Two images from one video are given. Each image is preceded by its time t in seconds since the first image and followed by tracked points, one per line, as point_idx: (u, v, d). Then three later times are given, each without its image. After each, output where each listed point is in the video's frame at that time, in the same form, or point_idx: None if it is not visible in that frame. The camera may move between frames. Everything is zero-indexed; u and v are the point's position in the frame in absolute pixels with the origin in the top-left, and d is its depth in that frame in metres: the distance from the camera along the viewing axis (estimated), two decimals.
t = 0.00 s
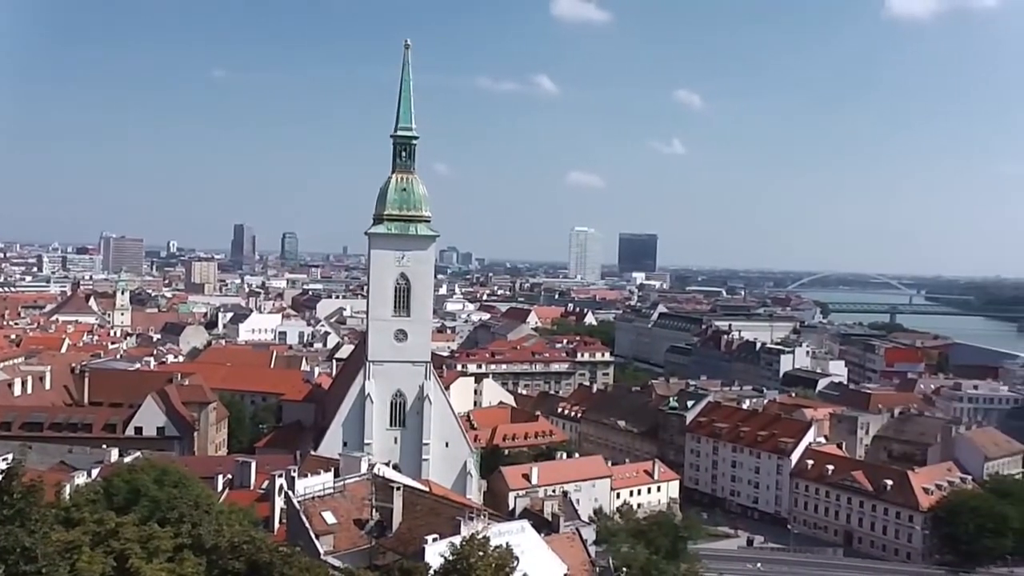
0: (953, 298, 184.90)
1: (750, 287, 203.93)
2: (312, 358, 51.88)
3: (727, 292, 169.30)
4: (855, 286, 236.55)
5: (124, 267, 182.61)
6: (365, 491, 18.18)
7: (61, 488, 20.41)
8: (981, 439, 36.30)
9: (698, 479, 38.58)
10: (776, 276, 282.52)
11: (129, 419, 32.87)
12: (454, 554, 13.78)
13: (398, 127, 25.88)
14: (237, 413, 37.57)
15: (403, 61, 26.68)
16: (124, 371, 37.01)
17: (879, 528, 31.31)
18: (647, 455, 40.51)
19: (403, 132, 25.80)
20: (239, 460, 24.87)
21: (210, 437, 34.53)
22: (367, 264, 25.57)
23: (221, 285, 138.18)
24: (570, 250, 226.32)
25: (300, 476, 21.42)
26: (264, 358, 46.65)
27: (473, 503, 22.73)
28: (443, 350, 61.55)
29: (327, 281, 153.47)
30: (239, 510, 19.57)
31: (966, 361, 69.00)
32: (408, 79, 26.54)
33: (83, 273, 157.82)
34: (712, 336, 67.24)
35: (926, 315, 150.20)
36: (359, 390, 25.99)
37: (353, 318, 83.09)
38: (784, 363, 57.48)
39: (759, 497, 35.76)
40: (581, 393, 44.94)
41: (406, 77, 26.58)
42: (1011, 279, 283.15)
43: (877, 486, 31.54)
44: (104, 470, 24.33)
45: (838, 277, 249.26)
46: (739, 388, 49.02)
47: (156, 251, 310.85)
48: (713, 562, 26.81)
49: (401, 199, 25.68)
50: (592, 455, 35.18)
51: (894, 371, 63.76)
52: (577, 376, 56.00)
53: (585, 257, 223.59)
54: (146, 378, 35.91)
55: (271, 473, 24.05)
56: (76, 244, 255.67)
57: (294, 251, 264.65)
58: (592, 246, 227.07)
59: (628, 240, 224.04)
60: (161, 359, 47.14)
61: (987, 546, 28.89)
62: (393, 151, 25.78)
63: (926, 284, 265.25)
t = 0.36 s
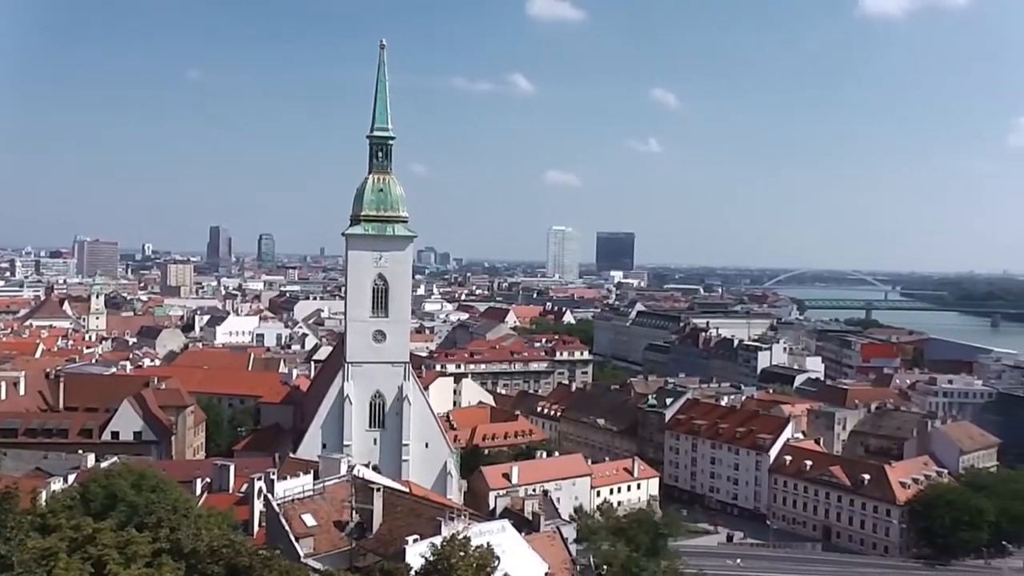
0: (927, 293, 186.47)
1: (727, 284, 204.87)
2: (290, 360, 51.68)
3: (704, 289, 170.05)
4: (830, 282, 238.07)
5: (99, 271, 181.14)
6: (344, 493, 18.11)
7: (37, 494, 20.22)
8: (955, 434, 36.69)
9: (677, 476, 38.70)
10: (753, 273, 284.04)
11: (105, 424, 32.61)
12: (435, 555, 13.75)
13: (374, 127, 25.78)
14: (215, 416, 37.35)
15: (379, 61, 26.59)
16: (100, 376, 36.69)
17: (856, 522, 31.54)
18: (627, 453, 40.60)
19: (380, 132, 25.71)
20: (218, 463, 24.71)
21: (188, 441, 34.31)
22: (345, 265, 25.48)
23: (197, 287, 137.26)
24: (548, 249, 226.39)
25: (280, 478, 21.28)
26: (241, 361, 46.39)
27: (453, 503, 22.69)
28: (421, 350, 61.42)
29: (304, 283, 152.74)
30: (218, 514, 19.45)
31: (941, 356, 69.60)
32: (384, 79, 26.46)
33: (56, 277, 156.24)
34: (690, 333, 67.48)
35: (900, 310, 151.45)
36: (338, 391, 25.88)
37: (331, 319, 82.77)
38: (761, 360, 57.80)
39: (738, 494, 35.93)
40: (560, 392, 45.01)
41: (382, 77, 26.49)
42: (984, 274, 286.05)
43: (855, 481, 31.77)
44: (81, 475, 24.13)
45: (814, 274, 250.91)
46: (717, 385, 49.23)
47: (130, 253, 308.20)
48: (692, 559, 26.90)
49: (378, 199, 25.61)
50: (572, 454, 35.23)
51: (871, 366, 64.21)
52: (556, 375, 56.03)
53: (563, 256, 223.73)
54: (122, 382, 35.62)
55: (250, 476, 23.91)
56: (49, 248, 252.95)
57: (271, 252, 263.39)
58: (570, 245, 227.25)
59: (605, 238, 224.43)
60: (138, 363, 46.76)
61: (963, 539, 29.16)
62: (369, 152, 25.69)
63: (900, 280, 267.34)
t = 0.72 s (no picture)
0: (900, 292, 187.95)
1: (703, 283, 205.63)
2: (266, 359, 51.40)
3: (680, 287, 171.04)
4: (805, 281, 239.55)
5: (71, 271, 179.24)
6: (321, 493, 18.01)
7: (8, 496, 19.98)
8: (928, 431, 37.05)
9: (653, 475, 38.80)
10: (728, 272, 285.56)
11: (78, 425, 32.29)
12: (412, 555, 13.72)
13: (349, 126, 25.66)
14: (189, 417, 37.07)
15: (355, 60, 26.46)
16: (73, 376, 36.29)
17: (831, 519, 31.75)
18: (603, 451, 40.64)
19: (355, 131, 25.59)
20: (192, 464, 24.51)
21: (162, 442, 34.04)
22: (321, 264, 25.38)
23: (171, 287, 136.14)
24: (524, 249, 226.36)
25: (255, 479, 21.13)
26: (216, 361, 46.05)
27: (430, 503, 22.64)
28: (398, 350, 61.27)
29: (279, 282, 151.88)
30: (192, 515, 19.30)
31: (914, 353, 70.18)
32: (360, 78, 26.34)
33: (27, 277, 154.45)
34: (666, 332, 67.70)
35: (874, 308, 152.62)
36: (314, 391, 25.76)
37: (306, 319, 82.38)
38: (736, 358, 58.09)
39: (714, 491, 36.08)
40: (537, 391, 45.03)
41: (358, 76, 26.38)
42: (956, 272, 288.84)
43: (829, 478, 31.97)
44: (53, 477, 23.85)
45: (788, 272, 252.57)
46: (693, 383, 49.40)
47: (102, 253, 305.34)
48: (669, 557, 26.97)
49: (354, 198, 25.50)
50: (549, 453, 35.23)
51: (845, 364, 64.67)
52: (533, 374, 56.04)
53: (539, 256, 223.80)
54: (95, 383, 35.27)
55: (226, 477, 23.74)
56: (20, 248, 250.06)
57: (246, 251, 261.84)
58: (546, 244, 227.37)
59: (582, 237, 224.75)
60: (111, 364, 46.30)
61: (935, 535, 29.47)
62: (345, 151, 25.57)
63: (874, 279, 269.34)
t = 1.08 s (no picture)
0: (869, 293, 189.62)
1: (674, 283, 206.40)
2: (236, 358, 51.04)
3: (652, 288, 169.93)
4: (777, 281, 241.07)
5: (38, 269, 176.84)
6: (291, 493, 17.89)
7: None
8: (895, 430, 37.51)
9: (625, 473, 38.89)
10: (700, 272, 286.91)
11: (44, 425, 31.93)
12: (383, 554, 13.65)
13: (322, 123, 25.51)
14: (159, 416, 36.76)
15: (328, 57, 26.31)
16: (39, 375, 35.85)
17: (801, 518, 31.97)
18: (575, 450, 40.71)
19: (328, 128, 25.45)
20: (161, 463, 24.28)
21: (131, 441, 33.74)
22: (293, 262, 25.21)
23: (141, 285, 134.75)
24: (497, 248, 226.19)
25: (225, 479, 20.97)
26: (187, 360, 45.68)
27: (402, 502, 22.55)
28: (371, 348, 61.11)
29: (250, 281, 150.73)
30: (161, 515, 19.12)
31: (883, 353, 70.85)
32: (333, 75, 26.19)
33: None
34: (638, 331, 67.93)
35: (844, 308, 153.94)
36: (285, 390, 25.58)
37: (278, 317, 81.84)
38: (708, 357, 58.38)
39: (685, 490, 36.23)
40: (510, 390, 45.04)
41: (332, 73, 26.22)
42: (924, 274, 291.71)
43: (799, 476, 32.19)
44: (19, 477, 23.55)
45: (759, 272, 253.96)
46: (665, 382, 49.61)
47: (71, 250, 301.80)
48: (640, 555, 27.04)
49: (327, 196, 25.34)
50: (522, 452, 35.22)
51: (815, 364, 65.15)
52: (505, 373, 56.02)
53: (512, 255, 223.69)
54: (62, 382, 34.89)
55: (195, 476, 23.53)
56: None
57: (216, 249, 259.89)
58: (519, 243, 227.31)
59: (555, 237, 224.95)
60: (79, 362, 45.79)
61: (903, 532, 29.78)
62: (318, 148, 25.40)
63: (844, 280, 271.59)
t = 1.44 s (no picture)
0: (837, 291, 191.32)
1: (645, 283, 207.04)
2: (205, 359, 50.64)
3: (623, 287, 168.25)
4: (746, 280, 242.66)
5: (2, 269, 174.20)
6: (262, 494, 17.75)
7: None
8: (864, 426, 37.75)
9: (597, 472, 38.98)
10: (670, 271, 288.32)
11: (9, 427, 31.50)
12: (355, 554, 13.60)
13: (292, 122, 25.35)
14: (126, 418, 36.37)
15: (297, 56, 26.16)
16: (4, 377, 35.33)
17: (770, 514, 32.20)
18: (546, 449, 40.74)
19: (298, 128, 25.30)
20: (129, 466, 24.00)
21: (98, 443, 33.36)
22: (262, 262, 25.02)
23: (107, 285, 133.24)
24: (468, 247, 225.86)
25: (194, 481, 20.77)
26: (155, 361, 45.21)
27: (372, 502, 22.48)
28: (342, 348, 60.88)
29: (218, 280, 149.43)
30: (129, 518, 18.90)
31: (851, 351, 71.49)
32: (303, 74, 26.04)
33: None
34: (609, 330, 68.15)
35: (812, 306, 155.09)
36: (255, 391, 25.37)
37: (247, 318, 81.26)
38: (678, 356, 58.68)
39: (656, 488, 36.37)
40: (481, 390, 45.02)
41: (301, 72, 26.07)
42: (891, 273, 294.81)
43: (768, 474, 32.43)
44: None
45: (729, 271, 255.42)
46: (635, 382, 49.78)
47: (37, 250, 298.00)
48: (612, 553, 27.08)
49: (296, 196, 25.18)
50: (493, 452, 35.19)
51: (784, 362, 65.63)
52: (477, 372, 55.97)
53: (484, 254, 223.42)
54: (27, 384, 34.42)
55: (164, 478, 23.30)
56: None
57: (185, 249, 257.66)
58: (490, 242, 227.18)
59: (526, 236, 225.16)
60: (44, 364, 45.17)
61: (871, 528, 30.09)
62: (287, 148, 25.23)
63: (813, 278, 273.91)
